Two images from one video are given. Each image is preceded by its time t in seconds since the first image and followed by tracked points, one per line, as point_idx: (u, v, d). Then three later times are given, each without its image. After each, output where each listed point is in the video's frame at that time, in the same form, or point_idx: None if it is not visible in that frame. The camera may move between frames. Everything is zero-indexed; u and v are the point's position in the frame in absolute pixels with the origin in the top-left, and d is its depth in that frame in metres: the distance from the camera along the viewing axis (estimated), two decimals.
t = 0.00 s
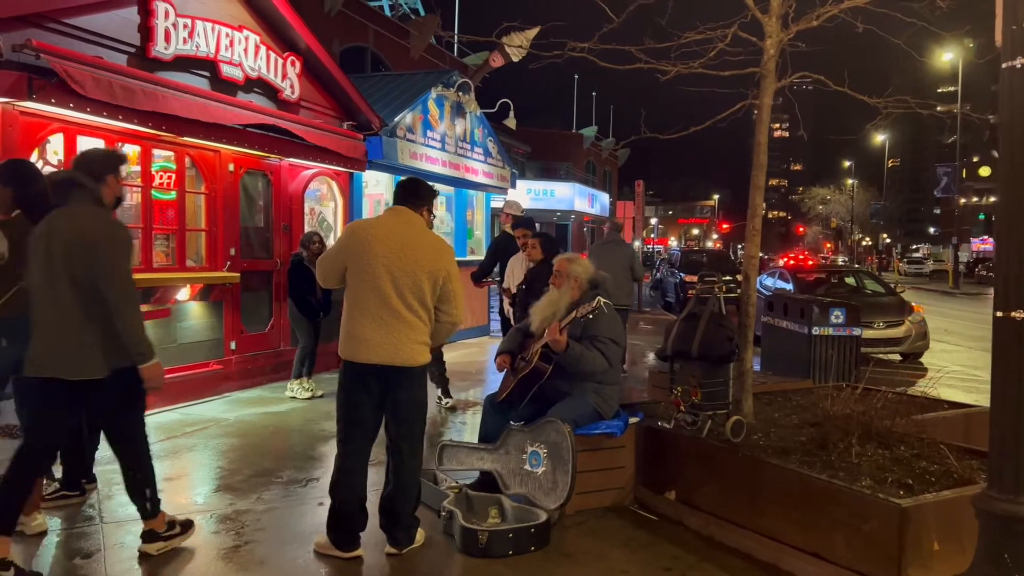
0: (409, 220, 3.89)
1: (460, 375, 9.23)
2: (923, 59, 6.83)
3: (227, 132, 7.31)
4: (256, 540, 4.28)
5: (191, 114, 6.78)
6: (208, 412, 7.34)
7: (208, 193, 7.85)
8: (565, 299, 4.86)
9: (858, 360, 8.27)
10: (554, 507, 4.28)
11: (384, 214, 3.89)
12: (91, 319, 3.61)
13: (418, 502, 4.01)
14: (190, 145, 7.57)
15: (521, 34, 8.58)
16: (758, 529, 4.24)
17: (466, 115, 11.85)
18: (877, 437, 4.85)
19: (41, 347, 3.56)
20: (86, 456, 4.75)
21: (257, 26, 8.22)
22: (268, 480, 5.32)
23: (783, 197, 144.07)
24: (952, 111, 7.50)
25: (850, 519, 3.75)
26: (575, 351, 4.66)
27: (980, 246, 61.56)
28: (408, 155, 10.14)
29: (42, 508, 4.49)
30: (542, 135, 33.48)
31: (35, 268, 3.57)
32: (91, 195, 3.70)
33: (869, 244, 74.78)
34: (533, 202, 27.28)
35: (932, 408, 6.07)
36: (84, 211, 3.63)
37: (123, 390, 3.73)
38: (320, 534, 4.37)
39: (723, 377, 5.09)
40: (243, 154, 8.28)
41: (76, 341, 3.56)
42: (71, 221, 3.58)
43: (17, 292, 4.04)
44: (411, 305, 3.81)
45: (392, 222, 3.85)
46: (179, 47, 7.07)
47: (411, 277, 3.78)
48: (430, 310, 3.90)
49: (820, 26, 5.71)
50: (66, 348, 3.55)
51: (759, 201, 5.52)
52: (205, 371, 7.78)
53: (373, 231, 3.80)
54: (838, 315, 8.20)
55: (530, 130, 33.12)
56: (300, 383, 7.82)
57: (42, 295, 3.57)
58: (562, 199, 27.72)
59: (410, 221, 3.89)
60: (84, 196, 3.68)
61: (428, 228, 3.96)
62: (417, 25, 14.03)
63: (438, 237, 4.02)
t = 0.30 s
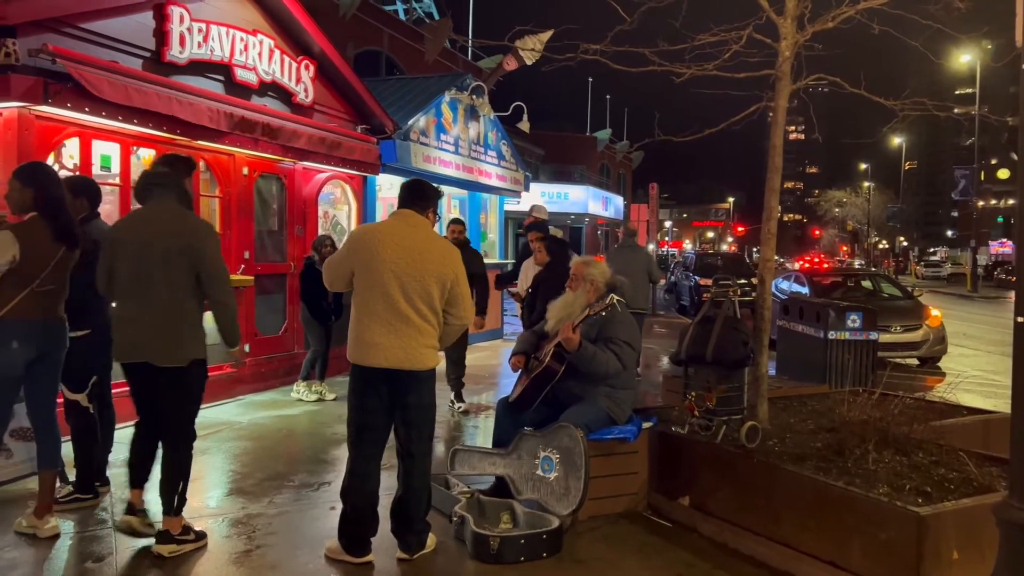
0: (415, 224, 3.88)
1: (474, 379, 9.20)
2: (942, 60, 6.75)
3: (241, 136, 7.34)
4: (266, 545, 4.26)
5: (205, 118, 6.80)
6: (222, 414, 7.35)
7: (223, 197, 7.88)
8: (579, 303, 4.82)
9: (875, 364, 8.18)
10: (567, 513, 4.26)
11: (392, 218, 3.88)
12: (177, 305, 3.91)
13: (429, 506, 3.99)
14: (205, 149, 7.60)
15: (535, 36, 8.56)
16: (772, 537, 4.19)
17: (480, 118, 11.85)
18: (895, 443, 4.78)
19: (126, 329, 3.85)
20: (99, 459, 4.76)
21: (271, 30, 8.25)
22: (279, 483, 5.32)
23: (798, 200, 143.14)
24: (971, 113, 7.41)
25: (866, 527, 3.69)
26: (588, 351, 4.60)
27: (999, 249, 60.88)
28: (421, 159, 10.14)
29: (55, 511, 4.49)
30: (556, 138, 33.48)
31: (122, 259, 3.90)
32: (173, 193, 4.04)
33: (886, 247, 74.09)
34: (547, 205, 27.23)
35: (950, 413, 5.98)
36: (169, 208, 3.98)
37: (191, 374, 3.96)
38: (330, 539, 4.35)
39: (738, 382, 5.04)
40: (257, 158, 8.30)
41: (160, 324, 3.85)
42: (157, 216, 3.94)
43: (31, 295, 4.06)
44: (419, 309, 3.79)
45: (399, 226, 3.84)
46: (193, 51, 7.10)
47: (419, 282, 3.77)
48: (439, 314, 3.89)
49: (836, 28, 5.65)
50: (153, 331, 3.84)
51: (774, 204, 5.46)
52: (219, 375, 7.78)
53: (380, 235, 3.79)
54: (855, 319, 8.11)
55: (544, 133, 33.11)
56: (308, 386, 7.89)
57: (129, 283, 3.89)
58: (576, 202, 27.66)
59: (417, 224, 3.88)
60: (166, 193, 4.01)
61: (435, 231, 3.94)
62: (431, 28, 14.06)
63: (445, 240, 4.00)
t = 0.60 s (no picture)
0: (426, 227, 3.87)
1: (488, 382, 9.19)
2: (962, 61, 6.66)
3: (257, 140, 7.38)
4: (278, 548, 4.26)
5: (221, 122, 6.84)
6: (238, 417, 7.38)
7: (240, 201, 7.93)
8: (595, 306, 4.78)
9: (893, 369, 8.08)
10: (580, 519, 4.23)
11: (402, 221, 3.87)
12: (230, 306, 4.13)
13: (442, 511, 3.97)
14: (221, 153, 7.65)
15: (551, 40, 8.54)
16: (788, 544, 4.14)
17: (495, 122, 11.85)
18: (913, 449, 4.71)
19: (187, 335, 4.03)
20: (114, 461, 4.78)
21: (287, 34, 8.30)
22: (293, 486, 5.32)
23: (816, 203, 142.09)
24: (991, 115, 7.31)
25: (883, 534, 3.63)
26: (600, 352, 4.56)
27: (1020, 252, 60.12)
28: (436, 162, 10.14)
29: (70, 513, 4.52)
30: (572, 141, 33.47)
31: (181, 271, 4.10)
32: (220, 210, 4.25)
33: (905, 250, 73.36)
34: (563, 208, 27.19)
35: (970, 419, 5.89)
36: (219, 223, 4.20)
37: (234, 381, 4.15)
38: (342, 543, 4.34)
39: (753, 387, 4.99)
40: (273, 161, 8.34)
41: (221, 331, 4.06)
42: (209, 231, 4.16)
43: (49, 298, 4.09)
44: (431, 312, 3.78)
45: (410, 229, 3.83)
46: (210, 55, 7.15)
47: (431, 285, 3.76)
48: (450, 316, 3.88)
49: (853, 29, 5.59)
50: (213, 335, 4.05)
51: (791, 207, 5.41)
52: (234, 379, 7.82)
53: (391, 238, 3.78)
54: (873, 323, 8.02)
55: (560, 136, 33.08)
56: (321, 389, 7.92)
57: (190, 293, 4.09)
58: (592, 205, 27.60)
59: (427, 227, 3.87)
60: (216, 210, 4.24)
61: (445, 234, 3.94)
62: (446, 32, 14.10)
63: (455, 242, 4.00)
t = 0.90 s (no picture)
0: (449, 230, 3.89)
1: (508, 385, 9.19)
2: (989, 61, 6.56)
3: (279, 143, 7.42)
4: (299, 549, 4.28)
5: (242, 125, 6.89)
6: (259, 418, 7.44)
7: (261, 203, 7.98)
8: (618, 308, 4.74)
9: (918, 372, 7.98)
10: (600, 522, 4.20)
11: (426, 223, 3.88)
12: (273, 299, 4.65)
13: (462, 513, 3.96)
14: (242, 156, 7.71)
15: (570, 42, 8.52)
16: (811, 550, 4.09)
17: (514, 124, 11.86)
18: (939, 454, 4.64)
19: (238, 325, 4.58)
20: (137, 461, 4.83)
21: (309, 38, 8.36)
22: (314, 487, 5.34)
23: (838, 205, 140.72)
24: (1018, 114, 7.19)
25: (909, 540, 3.57)
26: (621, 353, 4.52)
27: None
28: (455, 165, 10.16)
29: (94, 513, 4.57)
30: (591, 143, 33.40)
31: (232, 267, 4.64)
32: (262, 210, 4.75)
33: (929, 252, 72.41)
34: (582, 210, 27.10)
35: (997, 424, 5.79)
36: (261, 221, 4.71)
37: (272, 365, 4.65)
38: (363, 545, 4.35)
39: (775, 390, 4.94)
40: (294, 164, 8.38)
41: (268, 321, 4.60)
42: (255, 231, 4.66)
43: (76, 300, 4.13)
44: (458, 314, 3.80)
45: (435, 232, 3.84)
46: (232, 59, 7.21)
47: (459, 287, 3.78)
48: (473, 318, 3.91)
49: (877, 29, 5.52)
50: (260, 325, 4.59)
51: (813, 209, 5.35)
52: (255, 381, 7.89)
53: (418, 241, 3.77)
54: (897, 326, 7.92)
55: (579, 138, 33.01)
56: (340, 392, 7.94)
57: (239, 286, 4.63)
58: (611, 207, 27.51)
59: (451, 230, 3.89)
60: (258, 211, 4.74)
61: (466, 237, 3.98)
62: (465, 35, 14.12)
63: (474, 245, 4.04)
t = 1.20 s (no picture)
0: (458, 235, 3.89)
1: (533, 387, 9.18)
2: None
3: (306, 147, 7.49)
4: (328, 550, 4.30)
5: (271, 128, 6.96)
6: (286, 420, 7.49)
7: (288, 207, 8.06)
8: (644, 310, 4.70)
9: (950, 376, 7.84)
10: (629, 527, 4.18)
11: (437, 229, 3.85)
12: (330, 307, 4.72)
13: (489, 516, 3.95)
14: (270, 160, 7.78)
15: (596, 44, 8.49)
16: (842, 557, 4.03)
17: (539, 127, 11.84)
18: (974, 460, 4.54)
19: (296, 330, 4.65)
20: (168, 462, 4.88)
21: (336, 42, 8.42)
22: (341, 489, 5.37)
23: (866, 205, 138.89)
24: None
25: (945, 547, 3.50)
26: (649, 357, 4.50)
27: None
28: (481, 167, 10.17)
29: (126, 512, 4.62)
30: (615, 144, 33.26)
31: (292, 276, 4.73)
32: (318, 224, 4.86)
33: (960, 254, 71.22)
34: (606, 212, 27.01)
35: None
36: (321, 235, 4.82)
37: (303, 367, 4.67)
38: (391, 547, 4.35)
39: (806, 395, 4.87)
40: (320, 167, 8.45)
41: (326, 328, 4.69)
42: (314, 241, 4.78)
43: (109, 302, 4.18)
44: (472, 320, 3.84)
45: (447, 238, 3.84)
46: (260, 64, 7.29)
47: (474, 294, 3.83)
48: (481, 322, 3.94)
49: (910, 27, 5.43)
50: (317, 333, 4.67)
51: (845, 210, 5.27)
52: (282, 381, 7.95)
53: (436, 248, 3.75)
54: (928, 329, 7.79)
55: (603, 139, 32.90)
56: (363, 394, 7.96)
57: (296, 296, 4.72)
58: (636, 208, 27.39)
59: (459, 235, 3.90)
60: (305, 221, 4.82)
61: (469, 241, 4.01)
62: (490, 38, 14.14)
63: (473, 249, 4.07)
